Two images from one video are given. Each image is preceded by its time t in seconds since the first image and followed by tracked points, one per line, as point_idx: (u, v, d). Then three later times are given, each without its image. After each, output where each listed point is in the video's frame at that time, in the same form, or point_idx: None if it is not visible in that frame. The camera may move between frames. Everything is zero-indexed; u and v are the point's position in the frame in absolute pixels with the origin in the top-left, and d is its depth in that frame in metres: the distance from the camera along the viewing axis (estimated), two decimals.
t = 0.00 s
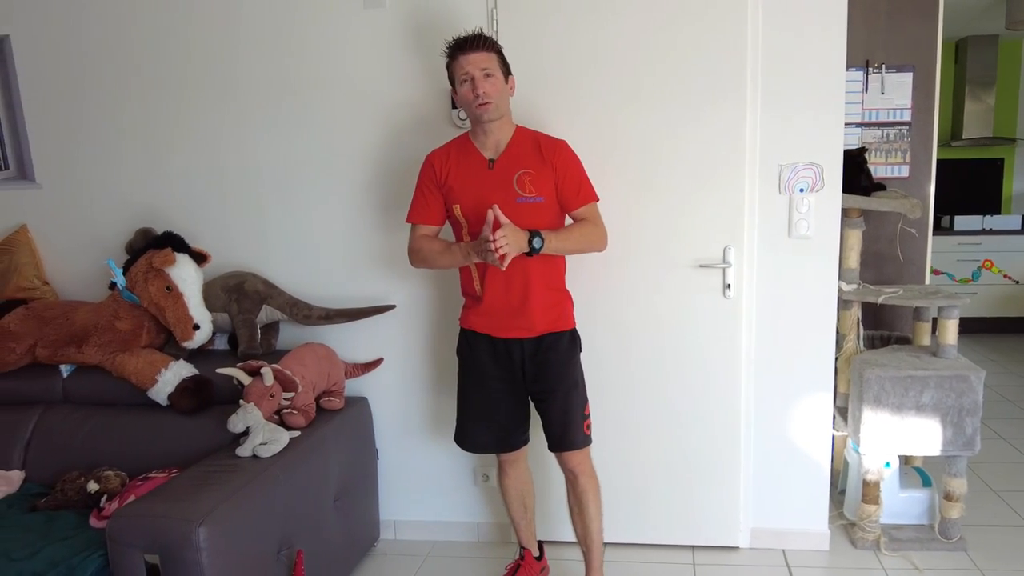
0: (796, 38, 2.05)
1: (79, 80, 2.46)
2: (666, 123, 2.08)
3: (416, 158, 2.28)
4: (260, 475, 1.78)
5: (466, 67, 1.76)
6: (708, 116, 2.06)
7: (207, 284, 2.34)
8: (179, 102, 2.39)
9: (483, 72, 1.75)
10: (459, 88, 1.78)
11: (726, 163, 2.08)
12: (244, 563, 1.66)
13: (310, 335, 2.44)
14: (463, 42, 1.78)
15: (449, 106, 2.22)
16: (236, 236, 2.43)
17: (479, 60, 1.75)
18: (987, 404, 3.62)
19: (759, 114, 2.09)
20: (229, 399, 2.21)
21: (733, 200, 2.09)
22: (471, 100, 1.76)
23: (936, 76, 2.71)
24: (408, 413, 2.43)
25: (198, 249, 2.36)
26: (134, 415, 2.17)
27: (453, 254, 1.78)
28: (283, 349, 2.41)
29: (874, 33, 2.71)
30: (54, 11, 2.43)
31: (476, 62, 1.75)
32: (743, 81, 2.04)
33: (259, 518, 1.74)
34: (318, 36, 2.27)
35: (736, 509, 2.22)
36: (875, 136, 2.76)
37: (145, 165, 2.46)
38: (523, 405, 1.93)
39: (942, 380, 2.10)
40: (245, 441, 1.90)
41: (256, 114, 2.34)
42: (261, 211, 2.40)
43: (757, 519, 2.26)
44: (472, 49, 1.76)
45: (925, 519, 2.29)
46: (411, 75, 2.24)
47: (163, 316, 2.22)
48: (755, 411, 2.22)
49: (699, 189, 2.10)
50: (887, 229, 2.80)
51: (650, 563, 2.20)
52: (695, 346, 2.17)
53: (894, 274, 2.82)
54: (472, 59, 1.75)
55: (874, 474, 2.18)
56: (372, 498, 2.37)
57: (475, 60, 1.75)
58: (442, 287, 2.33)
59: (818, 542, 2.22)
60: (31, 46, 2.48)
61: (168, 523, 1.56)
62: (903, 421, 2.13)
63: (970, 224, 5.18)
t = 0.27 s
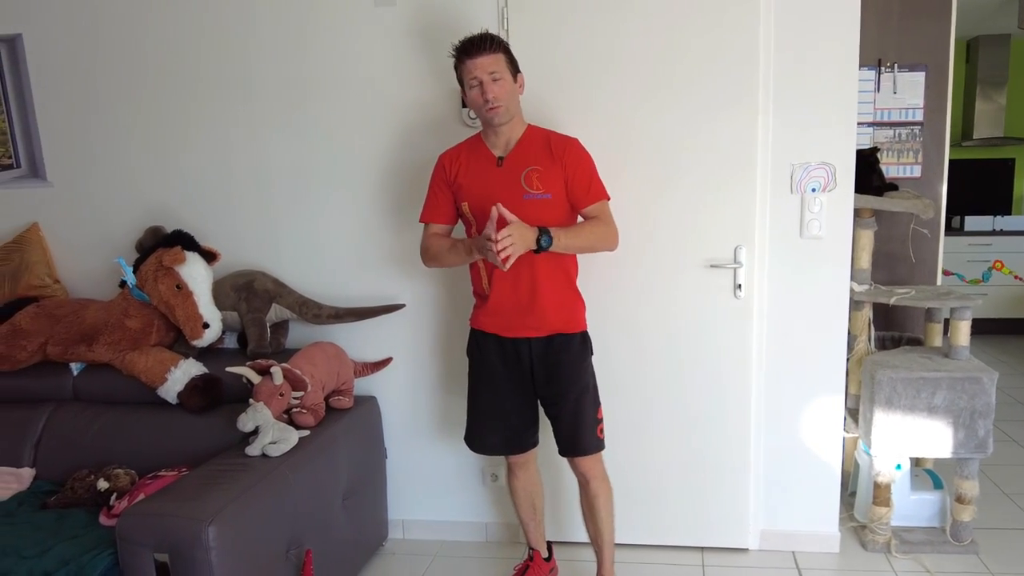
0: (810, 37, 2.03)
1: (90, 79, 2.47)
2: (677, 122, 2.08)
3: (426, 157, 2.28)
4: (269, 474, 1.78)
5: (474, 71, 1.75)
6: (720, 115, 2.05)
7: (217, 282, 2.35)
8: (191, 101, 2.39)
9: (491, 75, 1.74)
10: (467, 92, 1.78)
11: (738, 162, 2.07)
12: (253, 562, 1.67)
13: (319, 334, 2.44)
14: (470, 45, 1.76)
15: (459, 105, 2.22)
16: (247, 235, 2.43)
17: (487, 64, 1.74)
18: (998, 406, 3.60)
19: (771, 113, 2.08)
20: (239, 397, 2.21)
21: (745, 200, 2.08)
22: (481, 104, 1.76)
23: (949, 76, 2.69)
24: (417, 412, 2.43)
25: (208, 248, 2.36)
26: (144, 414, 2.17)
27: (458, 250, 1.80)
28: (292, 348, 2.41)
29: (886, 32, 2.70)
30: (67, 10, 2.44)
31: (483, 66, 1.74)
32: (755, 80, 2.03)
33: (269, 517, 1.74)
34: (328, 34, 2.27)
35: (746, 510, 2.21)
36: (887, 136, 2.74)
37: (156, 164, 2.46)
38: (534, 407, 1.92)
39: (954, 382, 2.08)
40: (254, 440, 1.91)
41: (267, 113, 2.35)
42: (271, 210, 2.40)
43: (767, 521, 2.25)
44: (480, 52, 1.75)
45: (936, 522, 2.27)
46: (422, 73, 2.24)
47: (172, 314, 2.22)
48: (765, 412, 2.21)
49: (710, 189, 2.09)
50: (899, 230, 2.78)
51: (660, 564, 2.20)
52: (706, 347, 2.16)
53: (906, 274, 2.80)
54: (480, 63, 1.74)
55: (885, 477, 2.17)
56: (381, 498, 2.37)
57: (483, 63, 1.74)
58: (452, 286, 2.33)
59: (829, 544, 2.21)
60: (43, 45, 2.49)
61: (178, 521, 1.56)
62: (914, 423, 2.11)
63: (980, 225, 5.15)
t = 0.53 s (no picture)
0: (818, 36, 2.03)
1: (99, 77, 2.48)
2: (685, 121, 2.07)
3: (432, 155, 2.28)
4: (275, 472, 1.79)
5: (493, 67, 1.74)
6: (728, 114, 2.05)
7: (223, 280, 2.36)
8: (199, 101, 2.40)
9: (510, 73, 1.74)
10: (485, 88, 1.78)
11: (745, 162, 2.06)
12: (259, 561, 1.67)
13: (325, 331, 2.45)
14: (490, 40, 1.75)
15: (466, 103, 2.22)
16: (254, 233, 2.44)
17: (506, 62, 1.73)
18: (1006, 408, 3.58)
19: (779, 113, 2.07)
20: (244, 395, 2.22)
21: (752, 200, 2.07)
22: (497, 102, 1.76)
23: (957, 75, 2.68)
24: (423, 411, 2.43)
25: (214, 245, 2.36)
26: (150, 411, 2.18)
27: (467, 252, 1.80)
28: (297, 346, 2.42)
29: (895, 31, 2.68)
30: (76, 9, 2.45)
31: (502, 63, 1.73)
32: (763, 79, 2.02)
33: (274, 516, 1.74)
34: (336, 33, 2.27)
35: (752, 510, 2.21)
36: (894, 136, 2.74)
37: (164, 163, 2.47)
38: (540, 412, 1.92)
39: (961, 383, 2.07)
40: (260, 438, 1.91)
41: (274, 111, 2.35)
42: (277, 208, 2.41)
43: (772, 521, 2.25)
44: (500, 48, 1.74)
45: (942, 524, 2.26)
46: (429, 72, 2.24)
47: (179, 312, 2.23)
48: (772, 413, 2.21)
49: (717, 188, 2.09)
50: (907, 230, 2.77)
51: (665, 564, 2.19)
52: (712, 346, 2.15)
53: (913, 274, 2.79)
54: (499, 60, 1.73)
55: (891, 478, 2.16)
56: (386, 496, 2.37)
57: (503, 61, 1.73)
58: (457, 285, 2.33)
59: (834, 546, 2.21)
60: (51, 43, 2.49)
61: (184, 519, 1.57)
62: (921, 424, 2.10)
63: (987, 225, 5.13)
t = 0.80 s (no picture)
0: (822, 35, 2.02)
1: (102, 75, 2.48)
2: (688, 120, 2.07)
3: (436, 153, 2.28)
4: (277, 470, 1.79)
5: (519, 59, 1.74)
6: (732, 113, 2.04)
7: (226, 278, 2.36)
8: (202, 99, 2.40)
9: (535, 67, 1.74)
10: (507, 79, 1.77)
11: (749, 161, 2.06)
12: (261, 559, 1.67)
13: (328, 330, 2.45)
14: (519, 32, 1.75)
15: (469, 102, 2.22)
16: (257, 231, 2.44)
17: (532, 55, 1.74)
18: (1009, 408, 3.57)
19: (783, 111, 2.07)
20: (246, 392, 2.22)
21: (756, 199, 2.07)
22: (519, 94, 1.75)
23: (962, 74, 2.67)
24: (425, 410, 2.43)
25: (218, 243, 2.36)
26: (153, 409, 2.19)
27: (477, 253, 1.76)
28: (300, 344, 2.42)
29: (900, 30, 2.67)
30: (80, 7, 2.45)
31: (529, 56, 1.74)
32: (768, 78, 2.01)
33: (277, 514, 1.74)
34: (339, 31, 2.27)
35: (754, 510, 2.20)
36: (899, 135, 2.73)
37: (167, 161, 2.47)
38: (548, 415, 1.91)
39: (965, 383, 2.07)
40: (262, 437, 1.91)
41: (278, 109, 2.35)
42: (280, 206, 2.41)
43: (775, 521, 2.25)
44: (527, 41, 1.74)
45: (945, 524, 2.26)
46: (432, 70, 2.24)
47: (182, 310, 2.23)
48: (775, 413, 2.20)
49: (721, 187, 2.08)
50: (911, 229, 2.76)
51: (667, 564, 2.19)
52: (715, 346, 2.15)
53: (917, 274, 2.78)
54: (526, 53, 1.74)
55: (894, 478, 2.16)
56: (388, 495, 2.37)
57: (529, 54, 1.74)
58: (460, 283, 2.33)
59: (837, 546, 2.21)
60: (55, 41, 2.50)
61: (187, 518, 1.57)
62: (925, 424, 2.10)
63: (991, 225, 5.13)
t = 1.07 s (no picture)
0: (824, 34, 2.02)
1: (103, 74, 2.48)
2: (689, 119, 2.06)
3: (437, 152, 2.27)
4: (277, 469, 1.79)
5: (550, 53, 1.73)
6: (734, 112, 2.04)
7: (227, 277, 2.36)
8: (203, 97, 2.40)
9: (565, 63, 1.73)
10: (535, 71, 1.75)
11: (751, 160, 2.05)
12: (261, 558, 1.67)
13: (328, 328, 2.44)
14: (554, 26, 1.75)
15: (471, 100, 2.22)
16: (258, 230, 2.44)
17: (565, 51, 1.73)
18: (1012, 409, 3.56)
19: (785, 111, 2.06)
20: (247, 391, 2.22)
21: (757, 198, 2.06)
22: (545, 87, 1.74)
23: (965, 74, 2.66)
24: (426, 410, 2.43)
25: (219, 242, 2.36)
26: (153, 408, 2.19)
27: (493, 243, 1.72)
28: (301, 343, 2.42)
29: (902, 30, 2.67)
30: (82, 6, 2.45)
31: (561, 51, 1.73)
32: (769, 77, 2.01)
33: (277, 513, 1.74)
34: (340, 29, 2.27)
35: (756, 511, 2.20)
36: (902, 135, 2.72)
37: (168, 160, 2.47)
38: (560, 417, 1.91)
39: (967, 384, 2.06)
40: (262, 436, 1.91)
41: (279, 108, 2.35)
42: (281, 205, 2.40)
43: (776, 522, 2.24)
44: (561, 36, 1.74)
45: (948, 525, 2.24)
46: (433, 69, 2.23)
47: (183, 309, 2.23)
48: (777, 413, 2.20)
49: (722, 187, 2.08)
50: (914, 229, 2.75)
51: (668, 564, 2.19)
52: (716, 345, 2.14)
53: (920, 274, 2.77)
54: (558, 47, 1.73)
55: (897, 479, 2.15)
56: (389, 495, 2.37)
57: (561, 49, 1.73)
58: (461, 282, 2.33)
59: (839, 547, 2.20)
60: (56, 40, 2.50)
61: (187, 517, 1.56)
62: (927, 425, 2.09)
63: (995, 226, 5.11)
